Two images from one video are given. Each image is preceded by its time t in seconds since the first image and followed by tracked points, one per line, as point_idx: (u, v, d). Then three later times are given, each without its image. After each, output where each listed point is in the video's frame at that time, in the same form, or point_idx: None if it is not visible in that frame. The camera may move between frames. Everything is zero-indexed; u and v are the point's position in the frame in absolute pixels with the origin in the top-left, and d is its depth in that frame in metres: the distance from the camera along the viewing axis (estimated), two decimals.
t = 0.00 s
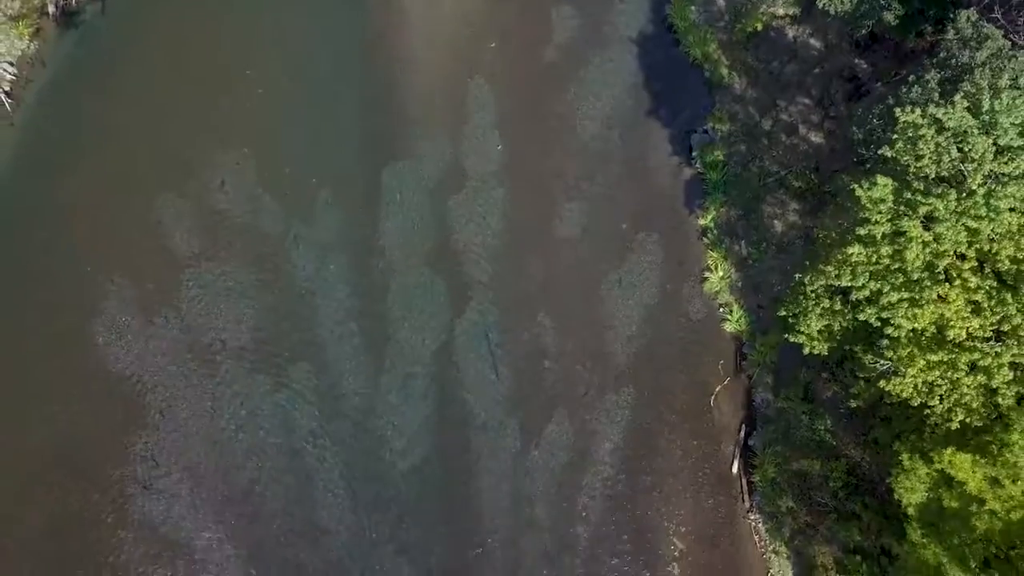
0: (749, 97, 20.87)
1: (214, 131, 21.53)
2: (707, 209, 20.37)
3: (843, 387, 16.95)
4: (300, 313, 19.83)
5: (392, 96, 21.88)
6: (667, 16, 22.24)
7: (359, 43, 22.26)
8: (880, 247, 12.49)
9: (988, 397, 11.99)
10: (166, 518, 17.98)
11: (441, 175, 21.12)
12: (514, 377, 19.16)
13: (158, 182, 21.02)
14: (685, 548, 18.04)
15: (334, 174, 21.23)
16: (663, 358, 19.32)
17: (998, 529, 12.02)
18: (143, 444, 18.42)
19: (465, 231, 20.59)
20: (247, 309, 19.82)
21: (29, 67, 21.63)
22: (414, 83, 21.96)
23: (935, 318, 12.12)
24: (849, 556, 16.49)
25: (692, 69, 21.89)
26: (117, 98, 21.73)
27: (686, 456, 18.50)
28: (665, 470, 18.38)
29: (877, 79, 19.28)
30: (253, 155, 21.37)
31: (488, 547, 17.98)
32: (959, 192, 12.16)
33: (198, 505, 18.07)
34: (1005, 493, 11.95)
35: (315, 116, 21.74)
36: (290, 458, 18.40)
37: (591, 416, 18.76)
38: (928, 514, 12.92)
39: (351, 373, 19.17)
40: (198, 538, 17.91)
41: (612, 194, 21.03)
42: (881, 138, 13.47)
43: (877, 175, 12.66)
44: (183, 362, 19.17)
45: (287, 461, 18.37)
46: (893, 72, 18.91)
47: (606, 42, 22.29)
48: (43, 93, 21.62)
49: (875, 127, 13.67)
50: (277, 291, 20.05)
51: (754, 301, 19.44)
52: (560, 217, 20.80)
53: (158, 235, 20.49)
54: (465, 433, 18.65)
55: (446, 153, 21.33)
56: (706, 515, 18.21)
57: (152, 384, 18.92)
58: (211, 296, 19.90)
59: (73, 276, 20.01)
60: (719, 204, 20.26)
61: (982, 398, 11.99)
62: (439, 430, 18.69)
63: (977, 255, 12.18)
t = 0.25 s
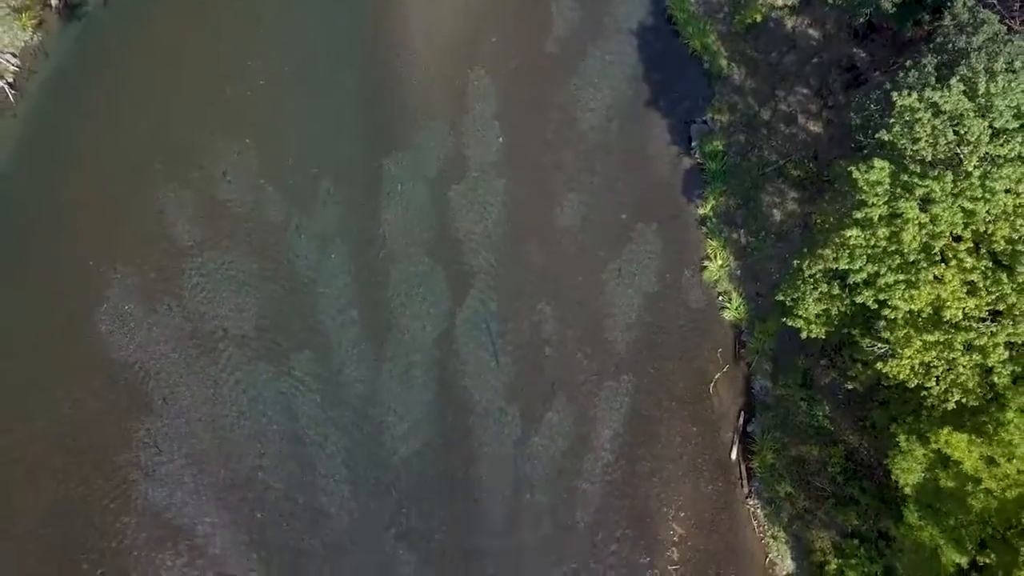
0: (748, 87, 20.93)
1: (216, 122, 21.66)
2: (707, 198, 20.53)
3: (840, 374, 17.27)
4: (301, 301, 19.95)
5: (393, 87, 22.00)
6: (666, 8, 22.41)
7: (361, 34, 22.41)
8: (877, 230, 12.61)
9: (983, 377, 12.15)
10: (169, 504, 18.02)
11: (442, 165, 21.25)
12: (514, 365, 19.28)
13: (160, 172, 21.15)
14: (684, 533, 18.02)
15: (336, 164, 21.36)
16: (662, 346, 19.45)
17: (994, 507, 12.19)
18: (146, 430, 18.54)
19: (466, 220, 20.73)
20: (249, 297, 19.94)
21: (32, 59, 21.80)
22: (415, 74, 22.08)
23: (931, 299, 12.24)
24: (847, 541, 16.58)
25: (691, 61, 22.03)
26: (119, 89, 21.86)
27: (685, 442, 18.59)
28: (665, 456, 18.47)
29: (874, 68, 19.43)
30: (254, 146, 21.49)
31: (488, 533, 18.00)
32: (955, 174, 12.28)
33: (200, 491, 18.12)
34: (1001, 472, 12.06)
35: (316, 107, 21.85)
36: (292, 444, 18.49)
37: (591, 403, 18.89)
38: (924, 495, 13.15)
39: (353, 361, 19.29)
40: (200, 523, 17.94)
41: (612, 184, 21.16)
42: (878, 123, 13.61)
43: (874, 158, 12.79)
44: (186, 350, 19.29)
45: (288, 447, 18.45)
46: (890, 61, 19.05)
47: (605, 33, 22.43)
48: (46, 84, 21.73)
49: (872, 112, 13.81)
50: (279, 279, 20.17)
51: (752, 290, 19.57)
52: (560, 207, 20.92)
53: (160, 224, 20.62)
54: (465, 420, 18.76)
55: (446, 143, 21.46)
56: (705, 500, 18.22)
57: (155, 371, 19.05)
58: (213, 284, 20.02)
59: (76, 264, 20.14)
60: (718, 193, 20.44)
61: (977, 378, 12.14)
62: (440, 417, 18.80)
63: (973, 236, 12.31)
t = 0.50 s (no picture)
0: (748, 78, 21.06)
1: (218, 113, 21.75)
2: (706, 187, 20.63)
3: (839, 360, 17.42)
4: (304, 290, 20.08)
5: (394, 78, 22.12)
6: None
7: (362, 25, 22.50)
8: (874, 213, 12.71)
9: (979, 357, 12.29)
10: (172, 490, 18.14)
11: (443, 155, 21.38)
12: (514, 353, 19.40)
13: (162, 162, 21.26)
14: (683, 518, 18.08)
15: (337, 154, 21.48)
16: (662, 334, 19.57)
17: (990, 486, 12.31)
18: (149, 417, 18.64)
19: (467, 210, 20.85)
20: (251, 285, 20.07)
21: (34, 50, 21.85)
22: (416, 65, 22.20)
23: (929, 280, 12.35)
24: (846, 526, 16.66)
25: (691, 52, 22.12)
26: (121, 80, 21.95)
27: (684, 429, 18.65)
28: (664, 443, 18.54)
29: (873, 57, 19.69)
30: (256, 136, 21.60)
31: (489, 519, 18.10)
32: (952, 156, 12.38)
33: (203, 477, 18.23)
34: (997, 451, 12.19)
35: (318, 97, 21.95)
36: (294, 431, 18.61)
37: (591, 391, 19.01)
38: (921, 477, 13.21)
39: (355, 349, 19.40)
40: (202, 510, 18.06)
41: (613, 174, 21.28)
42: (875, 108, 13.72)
43: (872, 141, 12.90)
44: (188, 338, 19.40)
45: (290, 434, 18.56)
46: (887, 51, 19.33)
47: (605, 25, 22.53)
48: (48, 76, 21.82)
49: (869, 97, 13.92)
50: (280, 268, 20.29)
51: (751, 278, 19.67)
52: (561, 197, 21.04)
53: (163, 213, 20.74)
54: (466, 407, 18.89)
55: (447, 133, 21.58)
56: (705, 486, 18.28)
57: (158, 359, 19.16)
58: (216, 273, 20.16)
59: (79, 254, 20.25)
60: (717, 182, 20.53)
61: (974, 359, 12.26)
62: (441, 404, 18.92)
63: (969, 218, 12.42)
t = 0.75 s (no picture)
0: (746, 69, 21.18)
1: (220, 104, 21.88)
2: (705, 177, 20.78)
3: (838, 346, 17.45)
4: (306, 279, 20.20)
5: (395, 69, 22.23)
6: None
7: (363, 17, 22.63)
8: (871, 196, 12.87)
9: (975, 338, 12.39)
10: (175, 476, 18.17)
11: (444, 146, 21.52)
12: (515, 341, 19.52)
13: (165, 152, 21.40)
14: (683, 504, 18.14)
15: (338, 145, 21.61)
16: (661, 322, 19.69)
17: (985, 466, 12.40)
18: (152, 404, 18.75)
19: (468, 200, 20.97)
20: (253, 274, 20.19)
21: (37, 42, 21.96)
22: (417, 57, 22.33)
23: (925, 261, 12.47)
24: (844, 511, 16.71)
25: (690, 44, 22.25)
26: (124, 71, 22.07)
27: (683, 416, 18.77)
28: (664, 430, 18.63)
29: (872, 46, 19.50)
30: (258, 128, 21.72)
31: (490, 505, 18.09)
32: (948, 139, 12.50)
33: (206, 464, 18.25)
34: (993, 431, 12.28)
35: (320, 89, 22.09)
36: (295, 418, 18.69)
37: (591, 378, 19.12)
38: (918, 459, 13.39)
39: (356, 337, 19.52)
40: (206, 495, 18.05)
41: (613, 165, 21.41)
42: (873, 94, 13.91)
43: (868, 126, 13.05)
44: (191, 326, 19.52)
45: (292, 421, 18.65)
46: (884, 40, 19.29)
47: (605, 18, 22.66)
48: (51, 67, 21.95)
49: (867, 83, 14.10)
50: (282, 257, 20.41)
51: (751, 267, 19.78)
52: (561, 187, 21.16)
53: (165, 203, 20.87)
54: (467, 395, 18.97)
55: (448, 124, 21.71)
56: (704, 472, 18.34)
57: (160, 346, 19.28)
58: (218, 262, 20.26)
59: (82, 243, 20.38)
60: (716, 172, 20.70)
61: (970, 340, 12.38)
62: (442, 392, 19.00)
63: (965, 200, 12.52)
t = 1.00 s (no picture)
0: (744, 60, 21.30)
1: (220, 94, 21.99)
2: (703, 166, 20.94)
3: (834, 333, 17.45)
4: (306, 268, 20.32)
5: (395, 60, 22.34)
6: None
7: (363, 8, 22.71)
8: (866, 178, 13.00)
9: (969, 318, 12.51)
10: (177, 462, 18.25)
11: (444, 135, 21.63)
12: (514, 329, 19.66)
13: (166, 142, 21.52)
14: (681, 489, 18.25)
15: (338, 135, 21.73)
16: (659, 310, 19.82)
17: (979, 445, 12.48)
18: (153, 391, 18.84)
19: (468, 189, 21.11)
20: (255, 263, 20.32)
21: (38, 33, 22.05)
22: (417, 48, 22.43)
23: (919, 242, 12.61)
24: (840, 495, 16.77)
25: (689, 35, 22.38)
26: (125, 62, 22.17)
27: (681, 402, 18.89)
28: (662, 416, 18.75)
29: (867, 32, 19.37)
30: (258, 118, 21.84)
31: (489, 490, 18.20)
32: (942, 121, 12.64)
33: (208, 449, 18.32)
34: (987, 410, 12.37)
35: (320, 79, 22.20)
36: (296, 404, 18.80)
37: (590, 366, 19.25)
38: (913, 442, 13.60)
39: (357, 325, 19.65)
40: (209, 480, 18.13)
41: (612, 155, 21.54)
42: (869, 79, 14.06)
43: (863, 109, 13.14)
44: (192, 314, 19.63)
45: (293, 407, 18.76)
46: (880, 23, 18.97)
47: (604, 9, 22.77)
48: (53, 58, 22.04)
49: (863, 69, 14.25)
50: (282, 246, 20.53)
51: (748, 255, 19.92)
52: (560, 176, 21.28)
53: (167, 192, 20.98)
54: (467, 382, 19.09)
55: (447, 115, 21.82)
56: (702, 457, 18.47)
57: (162, 334, 19.39)
58: (220, 251, 20.39)
59: (84, 232, 20.51)
60: (715, 161, 20.85)
61: (964, 320, 12.50)
62: (442, 379, 19.13)
63: (959, 181, 12.67)
